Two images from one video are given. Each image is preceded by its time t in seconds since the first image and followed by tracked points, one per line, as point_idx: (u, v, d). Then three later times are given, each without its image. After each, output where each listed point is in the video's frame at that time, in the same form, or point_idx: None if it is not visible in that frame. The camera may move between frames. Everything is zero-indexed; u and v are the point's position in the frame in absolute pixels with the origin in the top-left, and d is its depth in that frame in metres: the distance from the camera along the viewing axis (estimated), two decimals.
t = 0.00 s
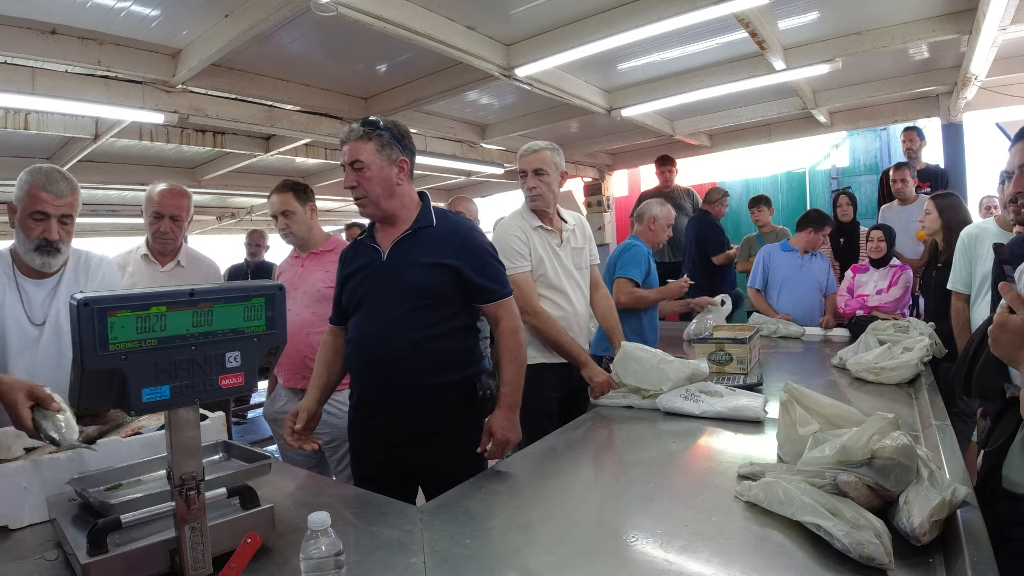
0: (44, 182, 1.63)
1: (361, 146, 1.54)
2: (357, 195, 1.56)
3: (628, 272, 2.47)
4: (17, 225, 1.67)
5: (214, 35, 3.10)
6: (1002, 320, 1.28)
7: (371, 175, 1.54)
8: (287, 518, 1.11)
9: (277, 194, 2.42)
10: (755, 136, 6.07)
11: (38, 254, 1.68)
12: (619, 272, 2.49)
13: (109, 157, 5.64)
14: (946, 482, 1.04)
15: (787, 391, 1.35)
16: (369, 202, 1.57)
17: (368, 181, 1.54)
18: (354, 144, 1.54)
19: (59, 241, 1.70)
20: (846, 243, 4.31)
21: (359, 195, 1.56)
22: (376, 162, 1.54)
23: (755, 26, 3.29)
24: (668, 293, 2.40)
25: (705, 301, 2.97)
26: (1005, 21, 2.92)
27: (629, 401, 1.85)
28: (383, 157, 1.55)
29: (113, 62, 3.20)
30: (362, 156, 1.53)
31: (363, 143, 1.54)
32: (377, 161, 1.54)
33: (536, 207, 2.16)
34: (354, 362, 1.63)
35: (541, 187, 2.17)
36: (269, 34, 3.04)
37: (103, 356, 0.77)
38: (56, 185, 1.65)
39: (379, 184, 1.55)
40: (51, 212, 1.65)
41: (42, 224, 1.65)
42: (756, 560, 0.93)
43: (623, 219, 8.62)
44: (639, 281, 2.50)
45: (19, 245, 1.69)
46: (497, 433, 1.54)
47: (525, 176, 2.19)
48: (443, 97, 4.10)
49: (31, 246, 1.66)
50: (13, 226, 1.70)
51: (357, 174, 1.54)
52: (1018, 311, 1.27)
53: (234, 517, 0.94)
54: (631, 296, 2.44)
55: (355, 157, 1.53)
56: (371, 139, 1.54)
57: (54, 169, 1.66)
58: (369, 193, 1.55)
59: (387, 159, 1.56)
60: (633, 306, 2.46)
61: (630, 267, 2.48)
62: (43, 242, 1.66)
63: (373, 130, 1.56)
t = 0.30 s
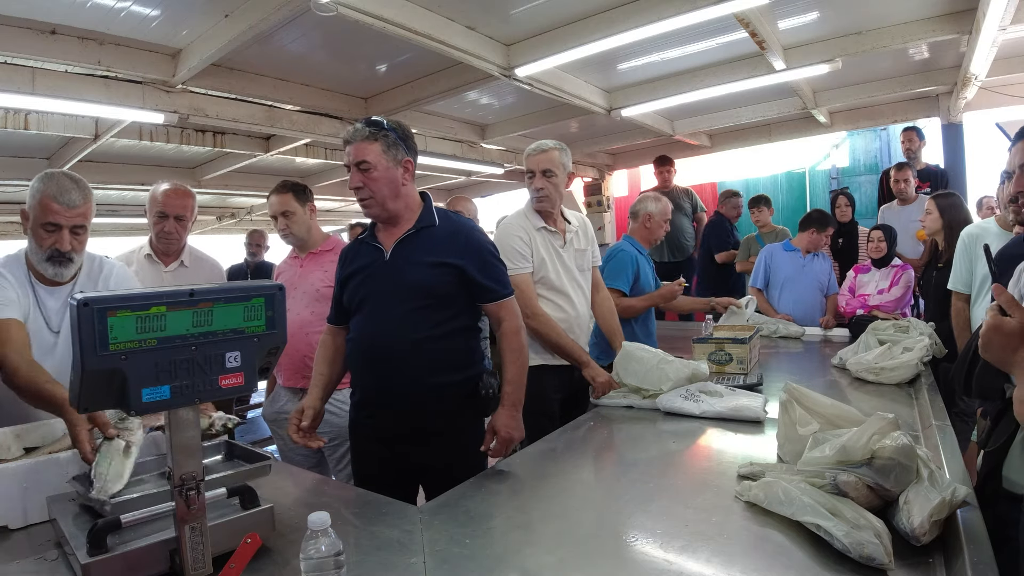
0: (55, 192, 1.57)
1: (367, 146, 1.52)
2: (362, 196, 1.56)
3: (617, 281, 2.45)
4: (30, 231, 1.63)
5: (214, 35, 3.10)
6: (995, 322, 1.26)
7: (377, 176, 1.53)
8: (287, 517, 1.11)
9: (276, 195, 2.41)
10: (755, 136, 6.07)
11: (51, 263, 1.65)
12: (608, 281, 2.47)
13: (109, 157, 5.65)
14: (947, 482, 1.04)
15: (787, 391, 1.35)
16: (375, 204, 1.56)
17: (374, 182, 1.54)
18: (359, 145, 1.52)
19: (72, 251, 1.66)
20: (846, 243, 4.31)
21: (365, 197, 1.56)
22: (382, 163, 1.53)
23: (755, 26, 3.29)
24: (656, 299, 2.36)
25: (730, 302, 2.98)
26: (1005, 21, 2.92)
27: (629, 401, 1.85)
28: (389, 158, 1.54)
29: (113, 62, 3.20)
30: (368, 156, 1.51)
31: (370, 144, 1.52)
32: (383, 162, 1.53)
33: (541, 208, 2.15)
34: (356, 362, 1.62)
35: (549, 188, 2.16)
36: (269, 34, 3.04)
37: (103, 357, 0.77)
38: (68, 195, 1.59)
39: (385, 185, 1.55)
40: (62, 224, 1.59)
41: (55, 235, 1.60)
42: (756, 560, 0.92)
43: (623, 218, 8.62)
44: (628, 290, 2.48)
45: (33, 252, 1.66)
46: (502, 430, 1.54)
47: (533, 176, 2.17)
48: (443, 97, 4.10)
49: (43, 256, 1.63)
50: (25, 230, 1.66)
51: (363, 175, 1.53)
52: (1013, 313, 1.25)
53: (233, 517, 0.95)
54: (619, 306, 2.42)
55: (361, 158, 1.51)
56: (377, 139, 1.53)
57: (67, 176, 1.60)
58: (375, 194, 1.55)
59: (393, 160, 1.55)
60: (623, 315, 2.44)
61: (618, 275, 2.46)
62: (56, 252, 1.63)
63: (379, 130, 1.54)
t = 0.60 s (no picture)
0: (73, 198, 1.57)
1: (370, 147, 1.51)
2: (365, 197, 1.55)
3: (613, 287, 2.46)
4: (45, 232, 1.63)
5: (214, 35, 3.10)
6: (993, 325, 1.25)
7: (381, 177, 1.53)
8: (287, 517, 1.11)
9: (277, 195, 2.41)
10: (755, 136, 6.07)
11: (62, 266, 1.66)
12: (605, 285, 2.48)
13: (109, 157, 5.65)
14: (947, 482, 1.04)
15: (787, 391, 1.35)
16: (377, 205, 1.56)
17: (378, 183, 1.53)
18: (361, 145, 1.51)
19: (85, 257, 1.66)
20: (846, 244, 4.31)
21: (367, 198, 1.55)
22: (386, 163, 1.53)
23: (755, 26, 3.29)
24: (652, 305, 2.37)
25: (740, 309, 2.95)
26: (1005, 20, 2.92)
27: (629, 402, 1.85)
28: (393, 159, 1.54)
29: (113, 62, 3.21)
30: (371, 157, 1.51)
31: (373, 145, 1.51)
32: (387, 163, 1.53)
33: (553, 209, 2.12)
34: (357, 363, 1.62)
35: (564, 190, 2.14)
36: (269, 34, 3.04)
37: (103, 357, 0.77)
38: (86, 202, 1.58)
39: (389, 186, 1.55)
40: (78, 231, 1.59)
41: (69, 240, 1.60)
42: (755, 560, 0.93)
43: (623, 218, 8.62)
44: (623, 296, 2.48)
45: (44, 252, 1.66)
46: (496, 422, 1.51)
47: (548, 176, 2.14)
48: (443, 97, 4.10)
49: (57, 259, 1.64)
50: (42, 229, 1.66)
51: (367, 176, 1.52)
52: (1010, 315, 1.25)
53: (233, 517, 0.95)
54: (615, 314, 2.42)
55: (364, 158, 1.51)
56: (380, 140, 1.52)
57: (87, 183, 1.59)
58: (378, 195, 1.54)
59: (396, 161, 1.55)
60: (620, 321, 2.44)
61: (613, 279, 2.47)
62: (68, 257, 1.63)
63: (382, 130, 1.54)
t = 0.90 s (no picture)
0: (79, 202, 1.58)
1: (369, 148, 1.51)
2: (365, 198, 1.55)
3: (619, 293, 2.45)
4: (48, 234, 1.63)
5: (214, 35, 3.10)
6: (994, 324, 1.26)
7: (381, 178, 1.53)
8: (288, 517, 1.11)
9: (278, 195, 2.42)
10: (755, 136, 6.07)
11: (67, 269, 1.67)
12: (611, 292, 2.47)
13: (109, 157, 5.65)
14: (946, 482, 1.04)
15: (787, 391, 1.35)
16: (378, 205, 1.56)
17: (377, 183, 1.53)
18: (360, 146, 1.51)
19: (89, 257, 1.67)
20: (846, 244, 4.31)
21: (367, 198, 1.55)
22: (386, 164, 1.53)
23: (755, 26, 3.29)
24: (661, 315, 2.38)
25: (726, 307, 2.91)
26: (1005, 20, 2.92)
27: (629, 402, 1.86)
28: (392, 159, 1.54)
29: (113, 62, 3.21)
30: (371, 158, 1.51)
31: (372, 145, 1.51)
32: (386, 163, 1.53)
33: (564, 211, 2.03)
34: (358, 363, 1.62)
35: (577, 193, 2.04)
36: (269, 34, 3.04)
37: (103, 356, 0.77)
38: (91, 206, 1.59)
39: (388, 186, 1.55)
40: (83, 233, 1.60)
41: (74, 243, 1.61)
42: (755, 560, 0.93)
43: (623, 218, 8.62)
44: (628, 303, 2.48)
45: (47, 254, 1.67)
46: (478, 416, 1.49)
47: (562, 178, 2.02)
48: (443, 97, 4.10)
49: (62, 261, 1.65)
50: (44, 230, 1.66)
51: (367, 177, 1.52)
52: (1010, 315, 1.24)
53: (233, 517, 0.95)
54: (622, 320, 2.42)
55: (363, 160, 1.51)
56: (379, 141, 1.52)
57: (91, 186, 1.60)
58: (378, 196, 1.54)
59: (396, 161, 1.55)
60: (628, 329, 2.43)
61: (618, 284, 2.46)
62: (73, 259, 1.64)
63: (381, 131, 1.54)
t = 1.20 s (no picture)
0: (87, 197, 1.59)
1: (371, 151, 1.51)
2: (368, 201, 1.55)
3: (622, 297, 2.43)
4: (53, 231, 1.63)
5: (214, 35, 3.10)
6: (995, 324, 1.26)
7: (383, 180, 1.53)
8: (288, 517, 1.11)
9: (280, 194, 2.42)
10: (755, 136, 6.07)
11: (75, 264, 1.66)
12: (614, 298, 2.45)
13: (109, 158, 5.65)
14: (947, 482, 1.04)
15: (787, 391, 1.35)
16: (381, 208, 1.56)
17: (379, 186, 1.53)
18: (362, 149, 1.51)
19: (96, 252, 1.67)
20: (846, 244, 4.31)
21: (371, 202, 1.55)
22: (388, 167, 1.53)
23: (755, 26, 3.29)
24: (665, 319, 2.40)
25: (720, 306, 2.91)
26: (1006, 20, 2.92)
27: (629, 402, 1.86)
28: (395, 162, 1.54)
29: (113, 62, 3.21)
30: (372, 161, 1.51)
31: (374, 149, 1.52)
32: (388, 166, 1.53)
33: (572, 215, 1.99)
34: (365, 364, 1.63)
35: (586, 199, 1.98)
36: (268, 34, 3.05)
37: (103, 357, 0.77)
38: (99, 200, 1.61)
39: (390, 189, 1.55)
40: (92, 227, 1.60)
41: (82, 237, 1.61)
42: (755, 560, 0.93)
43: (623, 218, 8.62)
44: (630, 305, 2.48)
45: (53, 252, 1.65)
46: (428, 387, 1.37)
47: (571, 183, 1.95)
48: (443, 97, 4.10)
49: (70, 257, 1.63)
50: (47, 227, 1.65)
51: (369, 180, 1.52)
52: (1011, 315, 1.24)
53: (233, 518, 0.95)
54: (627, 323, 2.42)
55: (365, 163, 1.51)
56: (381, 143, 1.52)
57: (98, 182, 1.62)
58: (381, 199, 1.54)
59: (398, 163, 1.55)
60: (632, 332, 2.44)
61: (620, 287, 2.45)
62: (81, 253, 1.64)
63: (383, 133, 1.54)
